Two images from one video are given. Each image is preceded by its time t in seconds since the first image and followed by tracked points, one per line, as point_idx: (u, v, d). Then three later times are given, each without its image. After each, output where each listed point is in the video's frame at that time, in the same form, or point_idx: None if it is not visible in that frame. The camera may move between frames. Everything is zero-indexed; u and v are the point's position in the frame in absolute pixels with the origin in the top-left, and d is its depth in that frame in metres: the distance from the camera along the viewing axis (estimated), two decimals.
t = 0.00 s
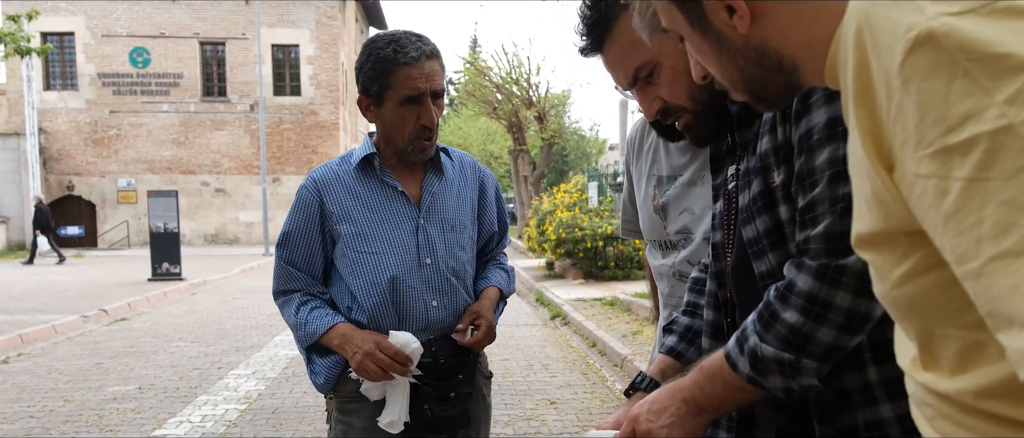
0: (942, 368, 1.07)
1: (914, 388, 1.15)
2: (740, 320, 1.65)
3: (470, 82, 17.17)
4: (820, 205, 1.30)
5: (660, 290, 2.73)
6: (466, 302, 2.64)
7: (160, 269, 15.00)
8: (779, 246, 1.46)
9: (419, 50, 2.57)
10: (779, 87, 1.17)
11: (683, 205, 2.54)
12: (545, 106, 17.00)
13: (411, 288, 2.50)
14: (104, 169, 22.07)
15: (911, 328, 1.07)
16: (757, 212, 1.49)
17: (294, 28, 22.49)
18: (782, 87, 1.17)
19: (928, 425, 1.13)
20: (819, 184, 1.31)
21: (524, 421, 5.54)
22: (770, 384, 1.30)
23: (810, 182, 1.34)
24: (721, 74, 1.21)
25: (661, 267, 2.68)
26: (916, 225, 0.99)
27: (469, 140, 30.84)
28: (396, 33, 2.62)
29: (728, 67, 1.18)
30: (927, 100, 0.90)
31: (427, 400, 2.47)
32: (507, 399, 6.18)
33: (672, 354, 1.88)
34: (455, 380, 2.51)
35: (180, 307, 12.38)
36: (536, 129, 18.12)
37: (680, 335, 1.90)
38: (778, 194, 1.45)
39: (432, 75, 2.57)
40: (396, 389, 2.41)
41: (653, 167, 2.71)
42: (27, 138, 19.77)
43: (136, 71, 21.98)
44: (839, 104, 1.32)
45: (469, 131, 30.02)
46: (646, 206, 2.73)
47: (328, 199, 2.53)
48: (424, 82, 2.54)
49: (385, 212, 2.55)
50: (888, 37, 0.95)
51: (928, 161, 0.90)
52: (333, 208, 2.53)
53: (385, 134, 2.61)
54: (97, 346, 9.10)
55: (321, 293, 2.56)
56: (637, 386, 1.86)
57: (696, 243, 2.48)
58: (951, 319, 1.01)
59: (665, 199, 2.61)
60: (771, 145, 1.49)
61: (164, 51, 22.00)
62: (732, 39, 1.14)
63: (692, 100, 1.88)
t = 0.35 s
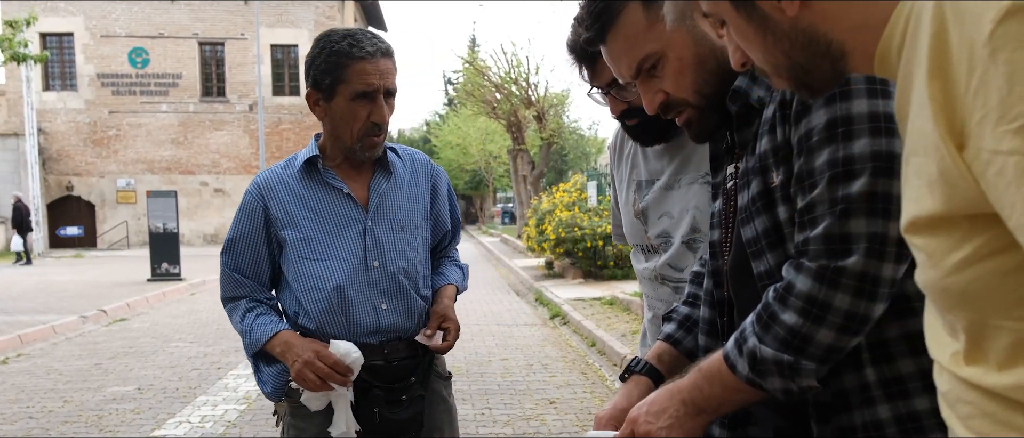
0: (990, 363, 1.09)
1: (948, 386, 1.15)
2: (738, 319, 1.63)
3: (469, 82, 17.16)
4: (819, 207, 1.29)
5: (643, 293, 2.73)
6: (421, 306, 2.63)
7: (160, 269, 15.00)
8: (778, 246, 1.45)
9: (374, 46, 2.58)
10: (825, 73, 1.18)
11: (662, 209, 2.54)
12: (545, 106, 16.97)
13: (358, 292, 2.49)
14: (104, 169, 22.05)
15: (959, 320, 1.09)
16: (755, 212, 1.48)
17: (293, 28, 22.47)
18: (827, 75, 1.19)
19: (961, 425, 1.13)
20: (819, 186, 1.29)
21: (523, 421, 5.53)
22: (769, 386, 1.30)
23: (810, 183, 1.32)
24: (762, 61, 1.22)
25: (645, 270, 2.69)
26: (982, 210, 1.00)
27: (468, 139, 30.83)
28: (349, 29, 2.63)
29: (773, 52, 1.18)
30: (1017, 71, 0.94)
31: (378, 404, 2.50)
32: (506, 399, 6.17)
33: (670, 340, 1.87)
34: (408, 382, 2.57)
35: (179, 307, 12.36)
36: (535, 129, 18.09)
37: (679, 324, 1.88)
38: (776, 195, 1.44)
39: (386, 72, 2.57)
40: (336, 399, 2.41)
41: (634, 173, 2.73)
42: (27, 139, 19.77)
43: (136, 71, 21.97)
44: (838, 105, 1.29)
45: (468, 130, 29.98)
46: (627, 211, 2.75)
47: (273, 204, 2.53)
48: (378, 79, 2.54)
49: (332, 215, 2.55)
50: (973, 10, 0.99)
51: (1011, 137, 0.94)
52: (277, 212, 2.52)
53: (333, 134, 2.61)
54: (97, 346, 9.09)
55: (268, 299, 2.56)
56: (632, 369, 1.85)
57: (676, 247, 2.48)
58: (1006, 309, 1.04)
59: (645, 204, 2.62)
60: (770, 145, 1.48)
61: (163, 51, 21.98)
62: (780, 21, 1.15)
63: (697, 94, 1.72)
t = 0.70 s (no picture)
0: None
1: (980, 380, 1.10)
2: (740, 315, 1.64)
3: (469, 83, 17.10)
4: (821, 207, 1.29)
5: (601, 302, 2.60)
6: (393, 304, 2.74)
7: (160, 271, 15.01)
8: (779, 245, 1.46)
9: (335, 49, 2.61)
10: (866, 61, 1.20)
11: (616, 212, 2.51)
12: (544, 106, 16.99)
13: (332, 296, 2.58)
14: (103, 171, 22.04)
15: (1012, 312, 1.05)
16: (757, 210, 1.50)
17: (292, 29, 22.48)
18: (870, 65, 1.21)
19: (988, 412, 1.09)
20: (819, 188, 1.30)
21: (522, 422, 5.55)
22: (768, 387, 1.32)
23: (811, 184, 1.33)
24: (802, 50, 1.26)
25: (601, 279, 2.58)
26: None
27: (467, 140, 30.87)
28: (309, 31, 2.65)
29: (816, 39, 1.22)
30: None
31: (359, 406, 2.57)
32: (506, 399, 6.19)
33: (694, 321, 1.94)
34: (387, 384, 2.63)
35: (178, 309, 12.37)
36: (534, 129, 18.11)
37: (702, 306, 1.96)
38: (778, 194, 1.45)
39: (348, 75, 2.61)
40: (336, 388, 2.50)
41: (576, 181, 2.70)
42: (25, 141, 19.77)
43: (134, 73, 21.98)
44: (842, 106, 1.30)
45: (467, 131, 30.00)
46: (574, 223, 2.67)
47: (241, 212, 2.56)
48: (340, 83, 2.58)
49: (302, 220, 2.61)
50: None
51: None
52: (246, 220, 2.56)
53: (297, 139, 2.65)
54: (96, 348, 9.09)
55: (240, 305, 2.60)
56: (657, 340, 1.94)
57: (633, 249, 2.43)
58: None
59: (595, 213, 2.57)
60: (773, 144, 1.48)
61: (162, 52, 21.99)
62: (824, 5, 1.18)
63: (692, 102, 1.72)
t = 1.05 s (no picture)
0: None
1: (997, 374, 0.96)
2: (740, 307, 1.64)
3: (469, 83, 16.75)
4: (803, 207, 1.29)
5: (571, 301, 2.60)
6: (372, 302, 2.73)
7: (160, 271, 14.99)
8: (769, 241, 1.46)
9: (324, 54, 2.60)
10: (893, 45, 1.11)
11: (593, 206, 2.48)
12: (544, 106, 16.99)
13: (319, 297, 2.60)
14: (102, 171, 22.05)
15: None
16: (751, 207, 1.50)
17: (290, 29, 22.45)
18: (895, 53, 1.12)
19: (1004, 408, 0.96)
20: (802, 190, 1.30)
21: (522, 421, 5.56)
22: (747, 389, 1.33)
23: (795, 183, 1.33)
24: (824, 35, 1.17)
25: (578, 276, 2.52)
26: None
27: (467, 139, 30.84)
28: (299, 33, 2.65)
29: (841, 26, 1.13)
30: None
31: (345, 407, 2.60)
32: (506, 399, 6.20)
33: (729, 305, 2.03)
34: (375, 385, 2.66)
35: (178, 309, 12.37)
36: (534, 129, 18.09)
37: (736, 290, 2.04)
38: (768, 190, 1.45)
39: (337, 79, 2.61)
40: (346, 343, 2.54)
41: (546, 182, 2.62)
42: (24, 141, 19.77)
43: (133, 73, 21.96)
44: (826, 104, 1.29)
45: (467, 131, 29.99)
46: (546, 222, 2.61)
47: (228, 213, 2.57)
48: (328, 87, 2.58)
49: (289, 221, 2.63)
50: None
51: None
52: (232, 221, 2.57)
53: (283, 141, 2.66)
54: (94, 348, 9.09)
55: (231, 301, 2.62)
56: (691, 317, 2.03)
57: (612, 242, 2.41)
58: None
59: (571, 209, 2.52)
60: (767, 140, 1.47)
61: (160, 52, 21.97)
62: None
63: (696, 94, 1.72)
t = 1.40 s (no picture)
0: None
1: (1008, 372, 0.95)
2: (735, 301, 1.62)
3: (467, 82, 16.59)
4: (751, 228, 1.30)
5: (560, 293, 2.64)
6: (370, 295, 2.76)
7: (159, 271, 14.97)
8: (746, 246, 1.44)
9: (323, 55, 2.61)
10: (906, 41, 1.07)
11: (590, 200, 2.49)
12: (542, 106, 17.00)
13: (315, 297, 2.62)
14: (101, 171, 22.05)
15: None
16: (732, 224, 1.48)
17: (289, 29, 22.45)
18: (907, 45, 1.08)
19: (1013, 408, 0.95)
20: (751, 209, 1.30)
21: (521, 421, 5.57)
22: (715, 405, 1.33)
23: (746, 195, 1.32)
24: (833, 35, 1.13)
25: (574, 268, 2.54)
26: None
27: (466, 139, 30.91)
28: (298, 33, 2.66)
29: (852, 22, 1.08)
30: None
31: (337, 409, 2.59)
32: (505, 399, 6.21)
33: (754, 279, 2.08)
34: (369, 387, 2.68)
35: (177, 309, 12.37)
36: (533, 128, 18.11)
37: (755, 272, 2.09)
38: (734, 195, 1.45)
39: (336, 80, 2.62)
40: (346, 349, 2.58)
41: (539, 174, 2.62)
42: (23, 141, 19.78)
43: (132, 73, 21.97)
44: (766, 116, 1.29)
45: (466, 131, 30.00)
46: (539, 214, 2.61)
47: (225, 213, 2.59)
48: (327, 88, 2.59)
49: (286, 221, 2.65)
50: None
51: None
52: (229, 220, 2.58)
53: (281, 140, 2.67)
54: (94, 348, 9.09)
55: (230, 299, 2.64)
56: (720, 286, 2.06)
57: (608, 234, 2.43)
58: None
59: (566, 201, 2.52)
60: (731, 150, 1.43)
61: (159, 52, 21.96)
62: None
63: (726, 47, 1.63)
